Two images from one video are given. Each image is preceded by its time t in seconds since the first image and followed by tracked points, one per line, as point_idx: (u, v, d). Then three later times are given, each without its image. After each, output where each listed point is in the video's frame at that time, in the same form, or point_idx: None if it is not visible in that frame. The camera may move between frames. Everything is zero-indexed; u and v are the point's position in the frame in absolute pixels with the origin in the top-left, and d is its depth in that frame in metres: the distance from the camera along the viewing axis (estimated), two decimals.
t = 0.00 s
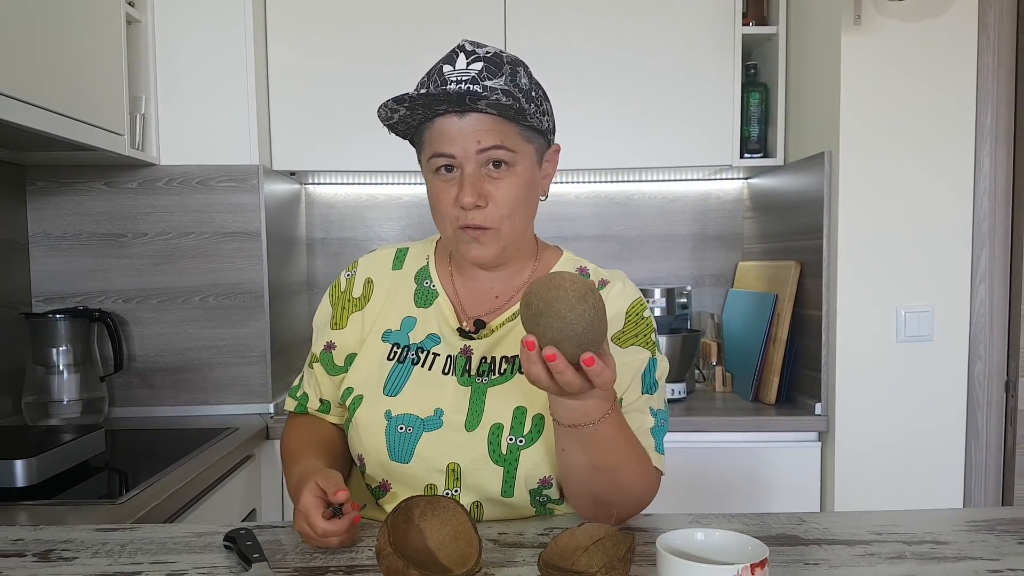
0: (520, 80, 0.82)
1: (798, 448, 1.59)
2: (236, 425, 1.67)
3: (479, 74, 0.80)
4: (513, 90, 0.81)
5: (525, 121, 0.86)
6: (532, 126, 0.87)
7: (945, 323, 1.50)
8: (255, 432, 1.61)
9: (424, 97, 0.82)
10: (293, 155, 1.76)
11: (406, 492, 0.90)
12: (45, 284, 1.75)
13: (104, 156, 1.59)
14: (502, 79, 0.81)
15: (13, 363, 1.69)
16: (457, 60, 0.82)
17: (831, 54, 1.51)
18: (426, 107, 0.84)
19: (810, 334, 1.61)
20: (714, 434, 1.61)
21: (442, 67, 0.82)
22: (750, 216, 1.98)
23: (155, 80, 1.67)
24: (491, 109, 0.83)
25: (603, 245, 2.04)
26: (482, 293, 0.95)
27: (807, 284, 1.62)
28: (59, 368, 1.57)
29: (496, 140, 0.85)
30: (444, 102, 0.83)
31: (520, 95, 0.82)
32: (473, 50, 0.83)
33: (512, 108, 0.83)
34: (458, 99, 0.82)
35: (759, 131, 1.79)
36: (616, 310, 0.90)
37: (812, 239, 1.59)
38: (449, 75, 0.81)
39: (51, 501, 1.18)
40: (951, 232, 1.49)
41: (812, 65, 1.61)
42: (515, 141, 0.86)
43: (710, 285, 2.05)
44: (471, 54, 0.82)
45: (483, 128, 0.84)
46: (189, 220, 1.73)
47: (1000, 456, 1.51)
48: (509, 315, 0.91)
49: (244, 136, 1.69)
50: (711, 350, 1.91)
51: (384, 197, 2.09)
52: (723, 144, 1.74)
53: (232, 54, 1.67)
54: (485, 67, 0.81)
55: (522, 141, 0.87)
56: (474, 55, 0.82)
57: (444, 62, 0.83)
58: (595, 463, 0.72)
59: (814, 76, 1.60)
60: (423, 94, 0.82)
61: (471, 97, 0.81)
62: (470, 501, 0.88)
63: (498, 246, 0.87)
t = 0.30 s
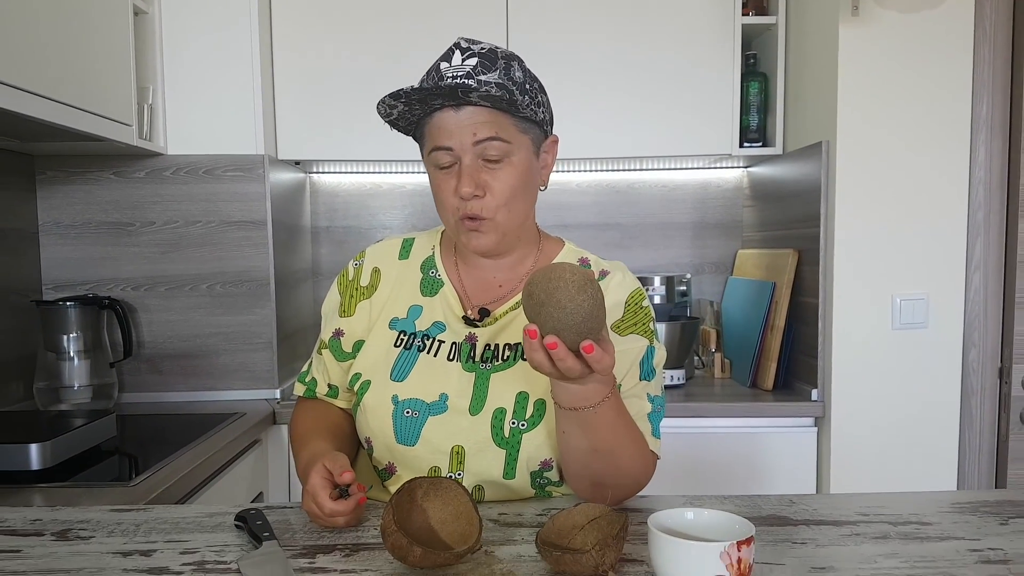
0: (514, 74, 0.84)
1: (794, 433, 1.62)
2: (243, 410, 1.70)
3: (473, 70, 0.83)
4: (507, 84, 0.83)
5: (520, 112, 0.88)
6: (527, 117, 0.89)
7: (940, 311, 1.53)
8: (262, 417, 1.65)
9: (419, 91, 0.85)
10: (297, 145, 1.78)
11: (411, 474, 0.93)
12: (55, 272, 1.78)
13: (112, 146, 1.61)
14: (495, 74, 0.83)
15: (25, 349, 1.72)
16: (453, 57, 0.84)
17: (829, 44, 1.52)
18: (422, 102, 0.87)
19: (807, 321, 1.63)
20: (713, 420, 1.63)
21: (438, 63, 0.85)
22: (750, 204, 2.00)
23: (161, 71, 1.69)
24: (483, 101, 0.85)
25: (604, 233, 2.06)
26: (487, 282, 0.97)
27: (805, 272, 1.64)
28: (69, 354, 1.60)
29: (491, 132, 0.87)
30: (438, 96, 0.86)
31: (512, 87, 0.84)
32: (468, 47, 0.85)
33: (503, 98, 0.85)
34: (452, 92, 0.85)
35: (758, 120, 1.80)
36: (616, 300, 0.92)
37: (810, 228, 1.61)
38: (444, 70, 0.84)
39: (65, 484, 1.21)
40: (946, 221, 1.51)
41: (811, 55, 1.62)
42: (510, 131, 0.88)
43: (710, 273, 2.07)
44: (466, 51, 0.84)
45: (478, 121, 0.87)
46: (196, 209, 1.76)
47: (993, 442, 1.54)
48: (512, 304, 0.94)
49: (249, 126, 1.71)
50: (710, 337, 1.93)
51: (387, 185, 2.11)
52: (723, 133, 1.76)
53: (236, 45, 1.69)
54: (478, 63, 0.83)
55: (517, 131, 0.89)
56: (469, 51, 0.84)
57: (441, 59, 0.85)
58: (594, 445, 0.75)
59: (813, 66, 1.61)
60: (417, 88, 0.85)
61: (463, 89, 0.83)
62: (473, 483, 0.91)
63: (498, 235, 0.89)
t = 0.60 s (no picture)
0: (515, 64, 0.86)
1: (793, 422, 1.65)
2: (252, 399, 1.73)
3: (476, 60, 0.84)
4: (508, 71, 0.86)
5: (521, 99, 0.90)
6: (528, 104, 0.92)
7: (937, 302, 1.55)
8: (270, 407, 1.68)
9: (424, 76, 0.87)
10: (302, 138, 1.80)
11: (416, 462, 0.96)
12: (67, 264, 1.81)
13: (122, 140, 1.64)
14: (498, 63, 0.85)
15: (37, 340, 1.75)
16: (454, 51, 0.86)
17: (829, 38, 1.53)
18: (427, 90, 0.90)
19: (807, 312, 1.66)
20: (713, 409, 1.66)
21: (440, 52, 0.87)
22: (751, 196, 2.01)
23: (170, 65, 1.71)
24: (486, 85, 0.87)
25: (607, 225, 2.08)
26: (491, 272, 0.99)
27: (804, 264, 1.66)
28: (81, 345, 1.63)
29: (494, 117, 0.89)
30: (443, 82, 0.88)
31: (514, 73, 0.86)
32: (469, 41, 0.86)
33: (506, 83, 0.87)
34: (456, 78, 0.87)
35: (759, 113, 1.82)
36: (614, 292, 0.94)
37: (810, 221, 1.63)
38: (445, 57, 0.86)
39: (80, 472, 1.25)
40: (944, 213, 1.52)
41: (811, 49, 1.63)
42: (512, 117, 0.91)
43: (711, 264, 2.09)
44: (466, 44, 0.86)
45: (481, 106, 0.89)
46: (204, 202, 1.78)
47: (989, 430, 1.56)
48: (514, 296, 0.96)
49: (256, 120, 1.73)
50: (711, 327, 1.96)
51: (392, 178, 2.13)
52: (724, 126, 1.77)
53: (243, 39, 1.71)
54: (481, 52, 0.85)
55: (518, 118, 0.91)
56: (469, 45, 0.86)
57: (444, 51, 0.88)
58: (586, 438, 0.78)
59: (812, 59, 1.62)
60: (422, 74, 0.87)
61: (466, 72, 0.86)
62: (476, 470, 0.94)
63: (503, 219, 0.91)
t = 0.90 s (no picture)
0: (520, 68, 0.89)
1: (793, 416, 1.67)
2: (259, 393, 1.76)
3: (482, 63, 0.87)
4: (513, 74, 0.88)
5: (524, 101, 0.93)
6: (531, 107, 0.94)
7: (935, 298, 1.57)
8: (277, 400, 1.71)
9: (432, 76, 0.89)
10: (308, 134, 1.82)
11: (421, 454, 0.99)
12: (76, 260, 1.84)
13: (132, 138, 1.66)
14: (503, 66, 0.87)
15: (48, 333, 1.78)
16: (461, 54, 0.89)
17: (828, 36, 1.55)
18: (434, 90, 0.92)
19: (806, 308, 1.68)
20: (713, 403, 1.68)
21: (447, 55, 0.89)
22: (752, 192, 2.03)
23: (178, 63, 1.73)
24: (491, 87, 0.89)
25: (609, 220, 2.10)
26: (493, 270, 1.01)
27: (804, 260, 1.68)
28: (91, 339, 1.66)
29: (498, 118, 0.92)
30: (449, 83, 0.90)
31: (519, 77, 0.88)
32: (476, 44, 0.89)
33: (510, 85, 0.89)
34: (462, 79, 0.89)
35: (760, 110, 1.83)
36: (613, 289, 0.96)
37: (810, 217, 1.64)
38: (452, 60, 0.88)
39: (93, 464, 1.27)
40: (942, 209, 1.54)
41: (811, 47, 1.65)
42: (516, 119, 0.93)
43: (713, 259, 2.11)
44: (473, 48, 0.89)
45: (486, 108, 0.92)
46: (212, 198, 1.81)
47: (986, 424, 1.59)
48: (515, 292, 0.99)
49: (263, 118, 1.76)
50: (711, 322, 1.98)
51: (397, 174, 2.15)
52: (726, 123, 1.79)
53: (250, 37, 1.73)
54: (487, 55, 0.87)
55: (522, 120, 0.94)
56: (476, 48, 0.89)
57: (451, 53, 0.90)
58: (590, 428, 0.80)
59: (812, 57, 1.64)
60: (430, 74, 0.89)
61: (472, 74, 0.88)
62: (479, 461, 0.97)
63: (505, 217, 0.93)
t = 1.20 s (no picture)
0: (528, 75, 0.91)
1: (792, 412, 1.69)
2: (265, 389, 1.79)
3: (491, 69, 0.89)
4: (521, 82, 0.90)
5: (531, 108, 0.94)
6: (538, 114, 0.96)
7: (933, 295, 1.59)
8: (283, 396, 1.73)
9: (442, 82, 0.91)
10: (313, 133, 1.84)
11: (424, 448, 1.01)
12: (84, 257, 1.86)
13: (140, 137, 1.68)
14: (512, 74, 0.89)
15: (57, 330, 1.81)
16: (471, 58, 0.90)
17: (828, 36, 1.57)
18: (443, 94, 0.93)
19: (806, 305, 1.69)
20: (714, 399, 1.70)
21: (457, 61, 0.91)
22: (753, 190, 2.05)
23: (185, 63, 1.75)
24: (500, 95, 0.91)
25: (611, 218, 2.12)
26: (493, 269, 1.04)
27: (804, 258, 1.70)
28: (100, 336, 1.68)
29: (504, 124, 0.94)
30: (459, 88, 0.92)
31: (527, 85, 0.91)
32: (486, 49, 0.90)
33: (518, 93, 0.91)
34: (471, 85, 0.91)
35: (760, 109, 1.85)
36: (614, 286, 0.98)
37: (810, 215, 1.66)
38: (462, 68, 0.90)
39: (103, 459, 1.30)
40: (940, 208, 1.56)
41: (811, 47, 1.66)
42: (522, 125, 0.95)
43: (714, 257, 2.12)
44: (483, 53, 0.90)
45: (493, 114, 0.93)
46: (219, 196, 1.83)
47: (983, 419, 1.61)
48: (516, 290, 1.01)
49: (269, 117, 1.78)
50: (712, 320, 2.00)
51: (401, 172, 2.17)
52: (727, 121, 1.80)
53: (256, 38, 1.75)
54: (497, 61, 0.89)
55: (528, 126, 0.95)
56: (486, 53, 0.90)
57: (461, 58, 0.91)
58: (598, 420, 0.82)
59: (812, 57, 1.66)
60: (439, 80, 0.91)
61: (481, 82, 0.90)
62: (482, 454, 0.99)
63: (507, 220, 0.95)
